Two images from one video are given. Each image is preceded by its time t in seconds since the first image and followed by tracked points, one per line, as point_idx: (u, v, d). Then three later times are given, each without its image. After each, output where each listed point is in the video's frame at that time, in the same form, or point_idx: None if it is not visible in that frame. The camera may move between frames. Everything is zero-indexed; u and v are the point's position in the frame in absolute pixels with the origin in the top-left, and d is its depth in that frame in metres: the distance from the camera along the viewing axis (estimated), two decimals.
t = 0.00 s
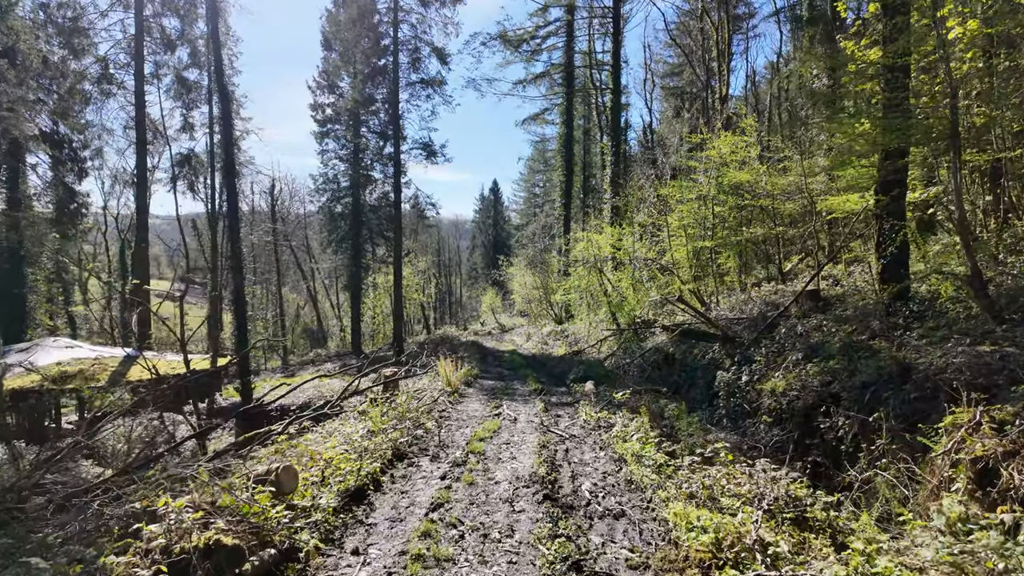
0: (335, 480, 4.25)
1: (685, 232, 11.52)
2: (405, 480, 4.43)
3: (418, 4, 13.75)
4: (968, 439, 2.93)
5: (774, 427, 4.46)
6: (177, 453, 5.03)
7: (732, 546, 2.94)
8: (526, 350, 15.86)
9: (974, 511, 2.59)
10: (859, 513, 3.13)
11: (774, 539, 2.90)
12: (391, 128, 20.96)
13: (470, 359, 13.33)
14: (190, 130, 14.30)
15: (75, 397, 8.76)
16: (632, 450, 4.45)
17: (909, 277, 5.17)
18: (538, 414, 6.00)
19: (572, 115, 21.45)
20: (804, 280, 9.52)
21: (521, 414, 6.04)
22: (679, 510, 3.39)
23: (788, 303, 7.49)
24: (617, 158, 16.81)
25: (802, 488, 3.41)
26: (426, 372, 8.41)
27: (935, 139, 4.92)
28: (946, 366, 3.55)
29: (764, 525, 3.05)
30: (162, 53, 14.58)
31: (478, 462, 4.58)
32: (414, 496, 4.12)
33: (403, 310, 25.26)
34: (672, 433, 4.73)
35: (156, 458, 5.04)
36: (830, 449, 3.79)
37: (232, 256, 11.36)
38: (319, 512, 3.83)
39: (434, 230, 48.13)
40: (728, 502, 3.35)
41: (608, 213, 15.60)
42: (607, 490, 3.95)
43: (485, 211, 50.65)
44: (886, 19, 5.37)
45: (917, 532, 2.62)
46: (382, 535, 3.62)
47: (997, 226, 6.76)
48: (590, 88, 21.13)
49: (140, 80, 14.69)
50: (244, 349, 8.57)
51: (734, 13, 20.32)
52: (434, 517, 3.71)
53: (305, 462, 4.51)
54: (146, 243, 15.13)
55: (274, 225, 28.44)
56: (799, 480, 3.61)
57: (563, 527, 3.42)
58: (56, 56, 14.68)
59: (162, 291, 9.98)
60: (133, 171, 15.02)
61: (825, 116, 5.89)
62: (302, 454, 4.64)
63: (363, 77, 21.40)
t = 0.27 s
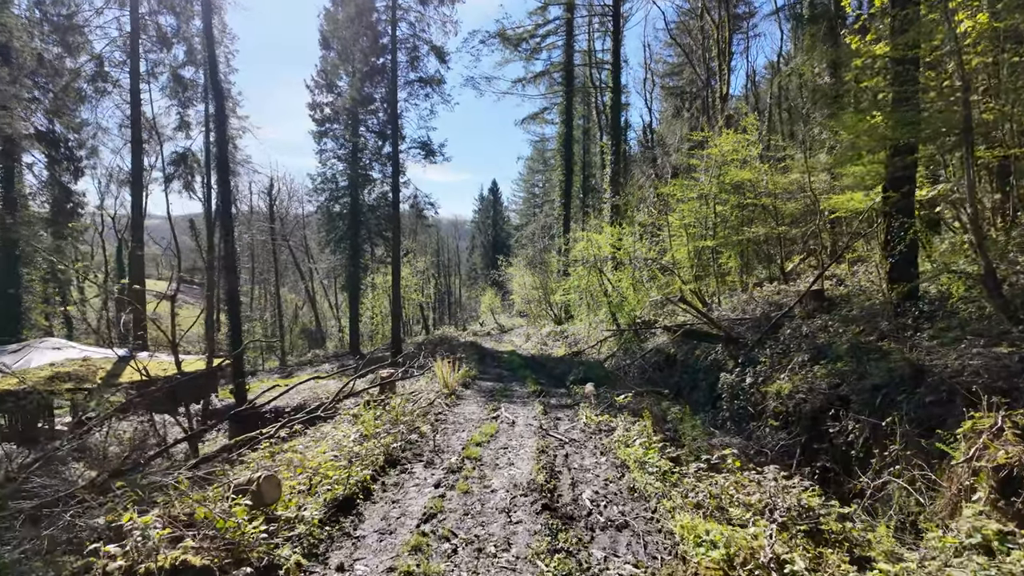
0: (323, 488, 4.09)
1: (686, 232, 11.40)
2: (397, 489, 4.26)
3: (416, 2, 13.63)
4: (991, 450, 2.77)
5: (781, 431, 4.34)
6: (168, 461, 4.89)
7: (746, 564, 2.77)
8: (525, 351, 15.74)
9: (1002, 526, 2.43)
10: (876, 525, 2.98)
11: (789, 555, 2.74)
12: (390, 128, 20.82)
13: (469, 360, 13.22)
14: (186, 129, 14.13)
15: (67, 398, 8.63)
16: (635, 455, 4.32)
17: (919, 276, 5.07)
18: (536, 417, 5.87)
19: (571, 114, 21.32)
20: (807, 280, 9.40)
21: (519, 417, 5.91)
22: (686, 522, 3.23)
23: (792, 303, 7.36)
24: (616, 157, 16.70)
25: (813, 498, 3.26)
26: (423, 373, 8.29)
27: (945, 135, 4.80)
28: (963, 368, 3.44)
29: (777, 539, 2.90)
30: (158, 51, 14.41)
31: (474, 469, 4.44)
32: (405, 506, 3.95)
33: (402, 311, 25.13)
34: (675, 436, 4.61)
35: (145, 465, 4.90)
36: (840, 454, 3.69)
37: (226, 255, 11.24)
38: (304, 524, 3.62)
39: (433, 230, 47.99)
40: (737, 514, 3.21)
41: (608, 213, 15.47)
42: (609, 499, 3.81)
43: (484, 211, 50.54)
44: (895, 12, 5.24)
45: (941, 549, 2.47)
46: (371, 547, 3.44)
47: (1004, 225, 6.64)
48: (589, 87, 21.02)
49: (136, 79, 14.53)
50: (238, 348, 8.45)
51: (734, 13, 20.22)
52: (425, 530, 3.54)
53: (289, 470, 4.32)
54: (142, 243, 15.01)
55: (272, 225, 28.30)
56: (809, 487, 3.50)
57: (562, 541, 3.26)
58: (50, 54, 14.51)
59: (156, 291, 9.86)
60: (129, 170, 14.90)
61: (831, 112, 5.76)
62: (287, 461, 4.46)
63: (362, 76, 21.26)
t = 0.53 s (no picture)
0: (307, 500, 3.87)
1: (687, 231, 11.23)
2: (387, 499, 4.06)
3: None
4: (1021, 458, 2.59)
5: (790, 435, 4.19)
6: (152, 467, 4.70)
7: None
8: (524, 352, 15.59)
9: None
10: (898, 543, 2.81)
11: None
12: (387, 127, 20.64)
13: (467, 361, 13.06)
14: (180, 127, 13.92)
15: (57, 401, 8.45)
16: (639, 461, 4.16)
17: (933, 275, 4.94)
18: (535, 420, 5.69)
19: (570, 113, 21.17)
20: (810, 280, 9.26)
21: (517, 420, 5.75)
22: (698, 539, 3.04)
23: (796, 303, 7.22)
24: (616, 156, 16.57)
25: (831, 512, 3.09)
26: (419, 375, 8.12)
27: (959, 129, 4.65)
28: (986, 371, 3.30)
29: (797, 560, 2.71)
30: (152, 48, 14.18)
31: (470, 477, 4.26)
32: (397, 518, 3.74)
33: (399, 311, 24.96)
34: (681, 441, 4.44)
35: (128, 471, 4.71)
36: (853, 460, 3.58)
37: (219, 254, 11.08)
38: (284, 542, 3.41)
39: (431, 230, 47.82)
40: (750, 531, 3.03)
41: (608, 212, 15.33)
42: (612, 510, 3.64)
43: (483, 211, 50.40)
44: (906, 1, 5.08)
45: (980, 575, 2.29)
46: (358, 565, 3.21)
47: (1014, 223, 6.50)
48: (588, 86, 20.90)
49: (129, 76, 14.33)
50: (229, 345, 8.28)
51: (734, 12, 20.11)
52: (416, 546, 3.33)
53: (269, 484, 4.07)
54: (136, 242, 14.83)
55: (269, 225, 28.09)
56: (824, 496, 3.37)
57: (564, 559, 3.08)
58: (42, 51, 14.29)
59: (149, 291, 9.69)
60: (123, 168, 14.71)
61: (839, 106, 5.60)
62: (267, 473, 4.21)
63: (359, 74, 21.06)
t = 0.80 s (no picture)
0: (289, 514, 3.62)
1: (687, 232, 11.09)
2: (376, 513, 3.85)
3: None
4: None
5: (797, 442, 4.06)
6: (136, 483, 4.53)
7: None
8: (522, 353, 15.44)
9: None
10: (921, 560, 2.67)
11: None
12: (384, 127, 20.50)
13: (464, 362, 12.92)
14: (173, 126, 13.75)
15: (46, 404, 8.30)
16: (641, 470, 4.00)
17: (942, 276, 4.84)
18: (532, 425, 5.55)
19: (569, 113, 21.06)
20: (812, 280, 9.15)
21: (513, 425, 5.60)
22: (707, 559, 2.86)
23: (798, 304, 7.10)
24: (614, 157, 16.44)
25: (847, 528, 2.93)
26: (415, 378, 7.97)
27: (969, 125, 4.53)
28: (1004, 376, 3.19)
29: None
30: (145, 47, 14.00)
31: (463, 488, 4.09)
32: (384, 535, 3.50)
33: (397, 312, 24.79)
34: (684, 449, 4.29)
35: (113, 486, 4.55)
36: (864, 468, 3.47)
37: (212, 254, 10.94)
38: (260, 563, 3.10)
39: (429, 231, 47.69)
40: (762, 549, 2.88)
41: (606, 212, 15.20)
42: (613, 524, 3.46)
43: (481, 212, 50.24)
44: None
45: None
46: None
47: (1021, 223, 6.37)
48: (587, 86, 20.78)
49: (123, 75, 14.16)
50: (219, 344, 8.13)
51: (733, 11, 20.02)
52: (404, 566, 3.09)
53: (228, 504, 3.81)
54: (130, 243, 14.65)
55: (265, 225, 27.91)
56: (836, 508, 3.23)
57: None
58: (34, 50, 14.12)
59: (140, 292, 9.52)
60: (116, 168, 14.55)
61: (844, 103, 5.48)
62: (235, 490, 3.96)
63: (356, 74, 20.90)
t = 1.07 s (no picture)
0: (265, 529, 3.40)
1: (688, 230, 10.93)
2: (360, 526, 3.62)
3: None
4: None
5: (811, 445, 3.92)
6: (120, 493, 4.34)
7: None
8: (520, 354, 15.26)
9: None
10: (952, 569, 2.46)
11: None
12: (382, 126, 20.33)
13: (462, 363, 12.76)
14: (167, 124, 13.57)
15: (35, 406, 8.14)
16: (646, 478, 3.79)
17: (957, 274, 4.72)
18: (530, 429, 5.37)
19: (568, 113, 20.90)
20: (816, 279, 8.99)
21: (511, 429, 5.42)
22: None
23: (804, 303, 6.94)
24: (614, 156, 16.29)
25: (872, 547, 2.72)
26: (410, 379, 7.80)
27: (983, 117, 4.39)
28: None
29: None
30: (139, 44, 13.82)
31: (456, 498, 3.88)
32: (367, 551, 3.28)
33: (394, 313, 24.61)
34: (690, 454, 4.13)
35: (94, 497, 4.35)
36: (880, 473, 3.35)
37: (203, 255, 10.76)
38: None
39: (427, 231, 47.52)
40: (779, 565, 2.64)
41: (606, 212, 15.04)
42: (615, 540, 3.25)
43: (480, 213, 50.06)
44: None
45: None
46: None
47: None
48: (586, 85, 20.63)
49: (116, 72, 13.97)
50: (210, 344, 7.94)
51: (733, 10, 19.88)
52: None
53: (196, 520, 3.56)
54: (123, 243, 14.46)
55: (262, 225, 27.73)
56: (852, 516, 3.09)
57: None
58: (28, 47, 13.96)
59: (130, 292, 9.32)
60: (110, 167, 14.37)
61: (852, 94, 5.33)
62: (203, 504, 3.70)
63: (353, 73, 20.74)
